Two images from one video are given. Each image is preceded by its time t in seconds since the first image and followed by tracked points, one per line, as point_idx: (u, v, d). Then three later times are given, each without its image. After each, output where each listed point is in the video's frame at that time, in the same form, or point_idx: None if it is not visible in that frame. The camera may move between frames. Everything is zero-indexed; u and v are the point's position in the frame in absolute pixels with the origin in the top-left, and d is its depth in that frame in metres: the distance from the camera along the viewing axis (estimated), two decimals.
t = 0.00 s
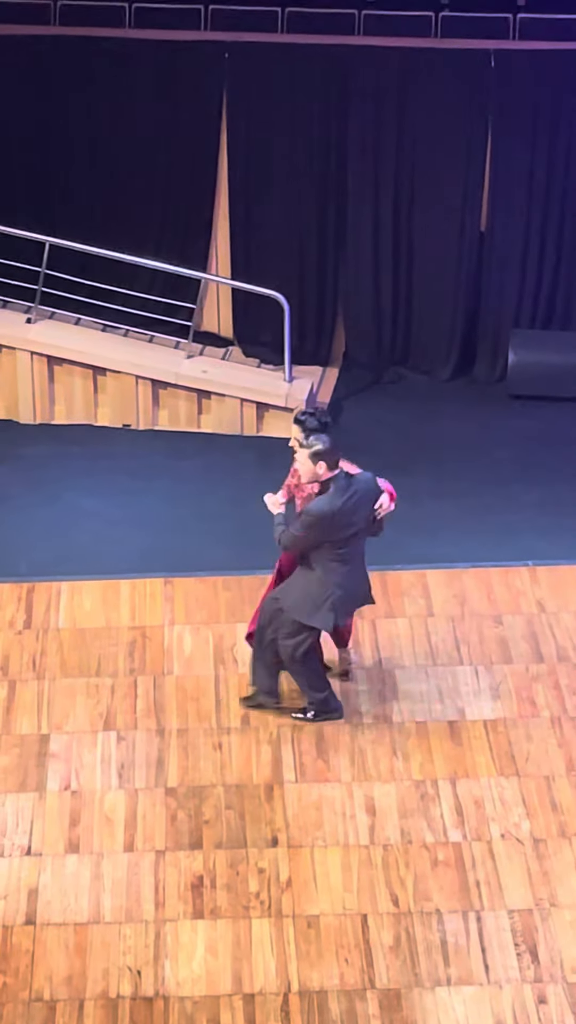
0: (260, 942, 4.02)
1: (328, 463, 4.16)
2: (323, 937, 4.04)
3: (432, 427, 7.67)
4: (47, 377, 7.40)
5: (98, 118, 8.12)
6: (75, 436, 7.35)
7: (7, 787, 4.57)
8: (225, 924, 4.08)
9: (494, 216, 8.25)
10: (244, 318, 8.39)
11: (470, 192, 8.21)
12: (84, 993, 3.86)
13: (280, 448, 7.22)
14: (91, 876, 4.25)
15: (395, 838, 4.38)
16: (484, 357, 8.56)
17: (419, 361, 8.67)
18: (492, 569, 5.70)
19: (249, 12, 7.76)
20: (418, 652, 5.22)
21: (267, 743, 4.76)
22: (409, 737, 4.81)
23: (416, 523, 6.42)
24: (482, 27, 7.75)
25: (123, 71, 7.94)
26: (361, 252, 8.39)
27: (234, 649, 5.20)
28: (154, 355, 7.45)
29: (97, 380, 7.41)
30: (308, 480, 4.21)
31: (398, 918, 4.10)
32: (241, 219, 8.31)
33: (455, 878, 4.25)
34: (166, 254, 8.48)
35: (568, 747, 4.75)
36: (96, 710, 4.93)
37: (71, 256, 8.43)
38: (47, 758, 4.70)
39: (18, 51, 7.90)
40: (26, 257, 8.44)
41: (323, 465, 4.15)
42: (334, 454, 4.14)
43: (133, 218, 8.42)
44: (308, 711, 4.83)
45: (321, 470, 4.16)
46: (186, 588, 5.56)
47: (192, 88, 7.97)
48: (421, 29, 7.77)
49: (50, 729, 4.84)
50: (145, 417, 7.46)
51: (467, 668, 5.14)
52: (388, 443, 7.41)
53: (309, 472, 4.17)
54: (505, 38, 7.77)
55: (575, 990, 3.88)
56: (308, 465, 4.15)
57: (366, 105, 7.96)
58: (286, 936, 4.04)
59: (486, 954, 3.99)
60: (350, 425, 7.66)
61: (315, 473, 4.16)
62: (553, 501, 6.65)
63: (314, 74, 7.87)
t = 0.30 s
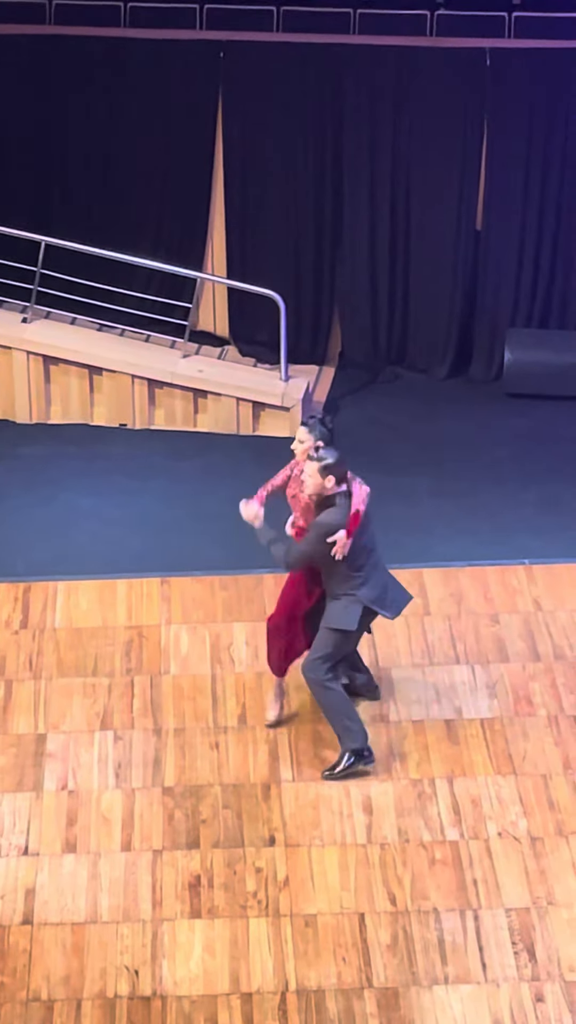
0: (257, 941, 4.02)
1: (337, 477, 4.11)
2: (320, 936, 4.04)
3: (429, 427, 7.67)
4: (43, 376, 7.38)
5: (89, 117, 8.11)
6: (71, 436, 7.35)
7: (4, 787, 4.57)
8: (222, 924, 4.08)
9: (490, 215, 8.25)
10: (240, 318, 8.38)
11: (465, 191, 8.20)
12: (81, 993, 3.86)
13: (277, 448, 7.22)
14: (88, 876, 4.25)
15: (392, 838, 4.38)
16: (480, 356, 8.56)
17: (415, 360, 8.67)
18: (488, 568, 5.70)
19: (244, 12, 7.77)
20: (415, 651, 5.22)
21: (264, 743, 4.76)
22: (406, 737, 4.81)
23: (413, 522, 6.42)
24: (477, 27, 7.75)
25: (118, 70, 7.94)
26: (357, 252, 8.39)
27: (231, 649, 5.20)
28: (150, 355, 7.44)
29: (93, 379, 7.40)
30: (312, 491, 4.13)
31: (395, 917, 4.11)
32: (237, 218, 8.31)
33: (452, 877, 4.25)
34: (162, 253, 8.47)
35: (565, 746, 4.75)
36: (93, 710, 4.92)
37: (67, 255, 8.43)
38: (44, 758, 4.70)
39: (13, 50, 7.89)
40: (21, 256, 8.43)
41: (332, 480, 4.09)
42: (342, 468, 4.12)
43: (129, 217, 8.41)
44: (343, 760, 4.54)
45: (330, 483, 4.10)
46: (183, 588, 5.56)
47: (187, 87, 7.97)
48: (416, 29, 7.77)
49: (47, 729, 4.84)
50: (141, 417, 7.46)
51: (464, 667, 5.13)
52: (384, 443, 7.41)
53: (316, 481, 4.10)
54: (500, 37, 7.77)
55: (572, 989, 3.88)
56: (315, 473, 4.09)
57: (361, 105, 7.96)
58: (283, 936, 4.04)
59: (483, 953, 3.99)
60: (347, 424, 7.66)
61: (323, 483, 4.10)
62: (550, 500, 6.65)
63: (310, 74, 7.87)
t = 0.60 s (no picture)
0: (253, 938, 4.02)
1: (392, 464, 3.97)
2: (316, 933, 4.04)
3: (423, 422, 7.66)
4: (37, 373, 7.37)
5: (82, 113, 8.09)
6: (65, 433, 7.33)
7: None
8: (218, 920, 4.08)
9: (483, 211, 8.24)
10: (234, 314, 8.37)
11: (459, 187, 8.20)
12: (77, 990, 3.86)
13: (271, 444, 7.21)
14: (84, 873, 4.25)
15: (388, 834, 4.39)
16: (474, 351, 8.56)
17: (410, 356, 8.66)
18: (483, 564, 5.70)
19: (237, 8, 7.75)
20: (410, 648, 5.22)
21: (259, 740, 4.76)
22: (401, 734, 4.81)
23: (407, 518, 6.42)
24: (470, 22, 7.74)
25: (111, 66, 7.92)
26: (352, 249, 8.37)
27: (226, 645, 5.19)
28: (144, 352, 7.42)
29: (87, 376, 7.39)
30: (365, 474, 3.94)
31: (391, 913, 4.11)
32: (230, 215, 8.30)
33: (448, 873, 4.25)
34: (155, 250, 8.46)
35: (560, 742, 4.76)
36: (88, 707, 4.92)
37: (61, 252, 8.40)
38: (39, 755, 4.69)
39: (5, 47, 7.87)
40: (15, 253, 8.41)
41: (387, 466, 3.95)
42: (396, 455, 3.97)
43: (122, 214, 8.39)
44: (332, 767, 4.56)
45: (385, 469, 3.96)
46: (177, 585, 5.55)
47: (181, 84, 7.96)
48: (410, 25, 7.76)
49: (42, 727, 4.83)
50: (136, 414, 7.45)
51: (459, 663, 5.13)
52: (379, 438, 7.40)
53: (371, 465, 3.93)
54: (494, 32, 7.76)
55: (568, 984, 3.88)
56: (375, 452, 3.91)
57: (355, 102, 7.95)
58: (279, 932, 4.04)
59: (479, 949, 3.99)
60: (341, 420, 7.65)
61: (378, 466, 3.93)
62: (544, 495, 6.65)
63: (303, 69, 7.85)
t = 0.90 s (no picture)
0: (246, 928, 4.02)
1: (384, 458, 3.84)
2: (309, 923, 4.04)
3: (416, 413, 7.66)
4: (30, 365, 7.31)
5: (73, 103, 8.03)
6: (58, 424, 7.31)
7: None
8: (212, 911, 4.08)
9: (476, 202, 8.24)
10: (227, 305, 8.35)
11: (452, 177, 8.18)
12: (71, 980, 3.86)
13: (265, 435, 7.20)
14: (77, 864, 4.24)
15: (381, 824, 4.39)
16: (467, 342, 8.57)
17: (402, 346, 8.66)
18: (476, 554, 5.71)
19: None
20: (403, 638, 5.22)
21: (252, 731, 4.76)
22: (395, 725, 4.81)
23: (401, 509, 6.42)
24: (463, 12, 7.72)
25: (103, 56, 7.86)
26: (344, 239, 8.38)
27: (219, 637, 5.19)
28: (136, 343, 7.39)
29: (80, 368, 7.34)
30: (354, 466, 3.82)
31: (385, 903, 4.11)
32: (223, 206, 8.27)
33: (442, 863, 4.25)
34: (148, 241, 8.44)
35: (554, 732, 4.77)
36: (81, 698, 4.91)
37: (52, 243, 8.37)
38: (32, 746, 4.69)
39: None
40: (6, 244, 8.37)
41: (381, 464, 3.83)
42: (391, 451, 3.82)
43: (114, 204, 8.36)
44: (326, 758, 4.58)
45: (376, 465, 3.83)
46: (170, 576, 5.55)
47: (172, 74, 7.91)
48: (402, 14, 7.72)
49: (35, 718, 4.82)
50: (129, 405, 7.44)
51: (452, 654, 5.13)
52: (372, 428, 7.39)
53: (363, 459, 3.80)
54: (486, 22, 7.73)
55: (562, 974, 3.89)
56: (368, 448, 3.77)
57: (347, 91, 7.92)
58: (272, 923, 4.04)
59: (473, 939, 4.00)
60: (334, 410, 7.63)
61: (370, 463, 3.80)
62: (537, 486, 6.66)
63: (294, 59, 7.81)
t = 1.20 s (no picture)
0: (239, 919, 4.03)
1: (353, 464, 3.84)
2: (302, 913, 4.05)
3: (409, 403, 7.65)
4: (21, 355, 7.30)
5: (64, 93, 7.99)
6: (50, 415, 7.29)
7: None
8: (204, 902, 4.08)
9: (467, 192, 8.22)
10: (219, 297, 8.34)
11: (444, 167, 8.17)
12: (63, 972, 3.86)
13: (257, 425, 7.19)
14: (70, 854, 4.24)
15: (373, 814, 4.40)
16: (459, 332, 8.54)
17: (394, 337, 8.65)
18: (468, 544, 5.71)
19: None
20: (395, 628, 5.22)
21: (245, 722, 4.76)
22: (387, 715, 4.82)
23: (393, 499, 6.42)
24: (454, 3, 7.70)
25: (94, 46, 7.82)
26: (336, 231, 8.34)
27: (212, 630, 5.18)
28: (128, 334, 7.37)
29: (71, 359, 7.31)
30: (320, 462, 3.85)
31: (377, 893, 4.12)
32: (215, 195, 8.24)
33: (434, 853, 4.26)
34: (140, 231, 8.40)
35: (545, 722, 4.77)
36: (73, 689, 4.91)
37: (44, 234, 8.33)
38: (25, 737, 4.69)
39: None
40: None
41: (346, 466, 3.83)
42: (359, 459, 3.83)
43: (105, 194, 8.32)
44: (318, 749, 4.58)
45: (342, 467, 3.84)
46: (163, 567, 5.54)
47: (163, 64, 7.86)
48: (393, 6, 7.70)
49: (28, 709, 4.82)
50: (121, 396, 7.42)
51: (444, 644, 5.14)
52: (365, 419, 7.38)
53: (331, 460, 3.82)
54: (477, 14, 7.73)
55: (554, 963, 3.90)
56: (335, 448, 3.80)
57: (339, 81, 7.88)
58: (265, 913, 4.05)
59: (465, 928, 4.01)
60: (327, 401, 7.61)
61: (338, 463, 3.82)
62: (529, 477, 6.66)
63: (285, 50, 7.78)
